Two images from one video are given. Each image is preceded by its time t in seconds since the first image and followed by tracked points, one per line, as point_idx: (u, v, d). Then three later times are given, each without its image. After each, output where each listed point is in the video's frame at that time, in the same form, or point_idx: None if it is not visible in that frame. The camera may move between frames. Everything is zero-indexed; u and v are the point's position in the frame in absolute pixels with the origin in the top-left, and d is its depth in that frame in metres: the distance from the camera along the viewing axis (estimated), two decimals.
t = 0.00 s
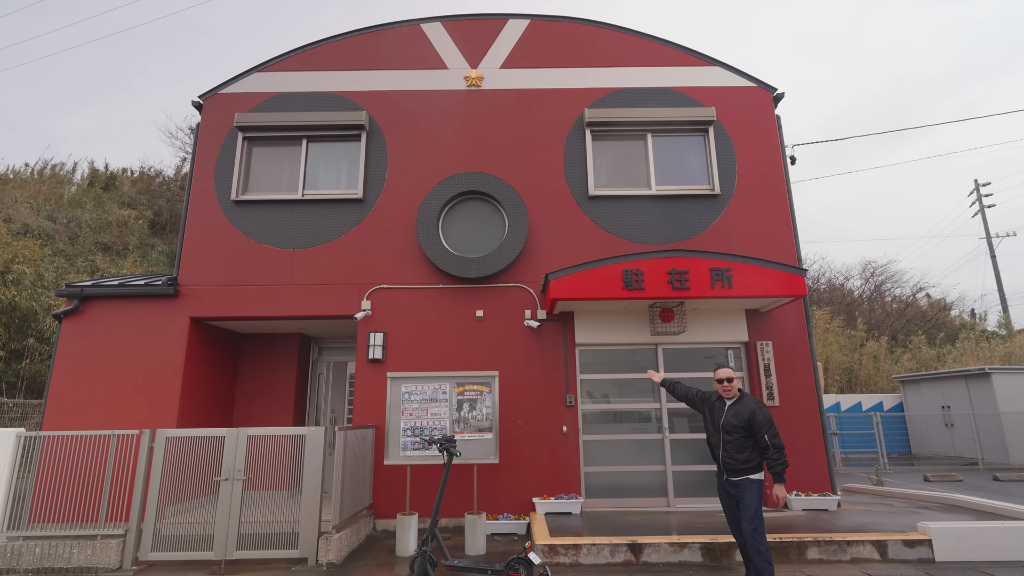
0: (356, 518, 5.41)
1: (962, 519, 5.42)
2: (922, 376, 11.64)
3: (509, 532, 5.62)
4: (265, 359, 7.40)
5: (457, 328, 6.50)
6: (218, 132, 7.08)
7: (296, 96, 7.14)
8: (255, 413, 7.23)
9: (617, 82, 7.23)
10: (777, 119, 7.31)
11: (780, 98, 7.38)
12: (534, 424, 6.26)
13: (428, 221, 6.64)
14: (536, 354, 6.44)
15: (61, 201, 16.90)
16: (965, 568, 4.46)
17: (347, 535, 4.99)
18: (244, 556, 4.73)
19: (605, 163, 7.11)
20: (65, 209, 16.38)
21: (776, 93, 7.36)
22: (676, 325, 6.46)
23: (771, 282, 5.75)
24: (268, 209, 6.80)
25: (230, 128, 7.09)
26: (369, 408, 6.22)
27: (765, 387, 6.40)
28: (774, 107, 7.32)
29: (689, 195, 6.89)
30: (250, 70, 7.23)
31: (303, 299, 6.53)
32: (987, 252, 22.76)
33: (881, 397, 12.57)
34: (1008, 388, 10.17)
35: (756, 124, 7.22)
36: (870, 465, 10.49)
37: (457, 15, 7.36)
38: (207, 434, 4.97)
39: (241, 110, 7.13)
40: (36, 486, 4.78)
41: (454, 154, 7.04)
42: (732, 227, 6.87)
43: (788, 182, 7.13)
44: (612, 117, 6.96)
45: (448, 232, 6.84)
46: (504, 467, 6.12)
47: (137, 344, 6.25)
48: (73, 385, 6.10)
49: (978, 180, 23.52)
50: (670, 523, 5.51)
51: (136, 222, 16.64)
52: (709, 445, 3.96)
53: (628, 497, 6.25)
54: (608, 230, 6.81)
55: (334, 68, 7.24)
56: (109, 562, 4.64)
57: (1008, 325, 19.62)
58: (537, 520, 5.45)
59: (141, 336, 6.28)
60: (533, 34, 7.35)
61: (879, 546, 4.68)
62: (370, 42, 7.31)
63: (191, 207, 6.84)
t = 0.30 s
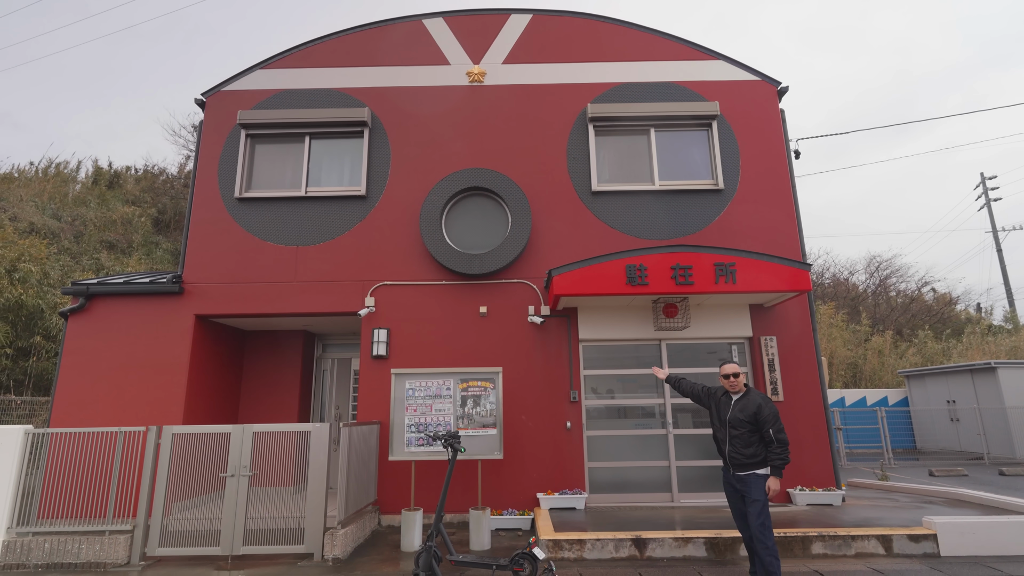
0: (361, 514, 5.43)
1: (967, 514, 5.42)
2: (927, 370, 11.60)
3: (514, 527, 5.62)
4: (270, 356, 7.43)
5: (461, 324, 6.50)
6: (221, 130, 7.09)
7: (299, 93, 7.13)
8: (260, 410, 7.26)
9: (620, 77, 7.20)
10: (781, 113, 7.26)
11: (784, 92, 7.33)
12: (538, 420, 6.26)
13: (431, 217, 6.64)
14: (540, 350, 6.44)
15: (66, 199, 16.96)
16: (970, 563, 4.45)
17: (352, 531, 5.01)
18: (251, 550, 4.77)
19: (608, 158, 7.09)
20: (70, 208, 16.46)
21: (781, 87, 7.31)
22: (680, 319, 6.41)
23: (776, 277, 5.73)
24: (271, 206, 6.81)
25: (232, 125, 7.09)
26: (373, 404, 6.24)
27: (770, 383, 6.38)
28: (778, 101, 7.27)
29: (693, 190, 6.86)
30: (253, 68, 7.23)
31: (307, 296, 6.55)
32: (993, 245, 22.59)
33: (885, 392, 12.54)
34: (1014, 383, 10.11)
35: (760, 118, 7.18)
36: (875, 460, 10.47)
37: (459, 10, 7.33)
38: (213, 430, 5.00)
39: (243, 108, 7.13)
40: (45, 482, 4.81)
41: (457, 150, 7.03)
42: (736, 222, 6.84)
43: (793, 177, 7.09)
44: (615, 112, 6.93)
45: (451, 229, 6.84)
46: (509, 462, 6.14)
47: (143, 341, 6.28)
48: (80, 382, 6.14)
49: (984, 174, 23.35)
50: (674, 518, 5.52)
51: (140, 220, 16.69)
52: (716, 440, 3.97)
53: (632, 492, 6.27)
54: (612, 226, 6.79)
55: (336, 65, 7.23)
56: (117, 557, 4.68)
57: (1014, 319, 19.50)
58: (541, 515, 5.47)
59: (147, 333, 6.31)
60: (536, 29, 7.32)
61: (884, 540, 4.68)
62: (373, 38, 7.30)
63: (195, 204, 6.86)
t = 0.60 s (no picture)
0: (365, 513, 5.45)
1: (972, 512, 5.39)
2: (930, 368, 11.55)
3: (517, 526, 5.61)
4: (273, 355, 7.46)
5: (464, 323, 6.50)
6: (224, 130, 7.10)
7: (301, 93, 7.14)
8: (264, 409, 7.29)
9: (622, 75, 7.18)
10: (784, 111, 7.24)
11: (787, 90, 7.31)
12: (541, 419, 6.27)
13: (434, 216, 6.65)
14: (543, 349, 6.44)
15: (70, 200, 17.02)
16: (975, 561, 4.44)
17: (356, 530, 5.03)
18: (255, 549, 4.78)
19: (610, 156, 7.08)
20: (74, 208, 16.51)
21: (783, 84, 7.28)
22: (683, 318, 6.39)
23: (779, 275, 5.72)
24: (274, 206, 6.83)
25: (235, 125, 7.11)
26: (377, 403, 6.26)
27: (773, 381, 6.37)
28: (781, 99, 7.25)
29: (695, 188, 6.85)
30: (255, 68, 7.24)
31: (310, 296, 6.56)
32: (997, 242, 22.46)
33: (889, 390, 12.50)
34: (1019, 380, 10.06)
35: (763, 116, 7.16)
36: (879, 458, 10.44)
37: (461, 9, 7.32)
38: (217, 430, 5.02)
39: (246, 108, 7.15)
40: (51, 482, 4.84)
41: (459, 149, 7.03)
42: (739, 220, 6.83)
43: (795, 174, 7.07)
44: (617, 110, 6.92)
45: (453, 228, 6.85)
46: (512, 461, 6.14)
47: (147, 341, 6.31)
48: (85, 382, 6.17)
49: (988, 171, 23.22)
50: (677, 516, 5.51)
51: (144, 221, 16.74)
52: (720, 438, 3.96)
53: (635, 491, 6.26)
54: (614, 224, 6.79)
55: (338, 65, 7.23)
56: (123, 556, 4.70)
57: (1019, 317, 19.41)
58: (545, 514, 5.48)
59: (151, 333, 6.34)
60: (537, 28, 7.31)
61: (888, 539, 4.67)
62: (374, 37, 7.31)
63: (198, 205, 6.88)
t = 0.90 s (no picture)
0: (369, 511, 5.46)
1: (978, 512, 5.37)
2: (935, 367, 11.51)
3: (521, 525, 5.62)
4: (277, 354, 7.48)
5: (467, 322, 6.51)
6: (228, 130, 7.12)
7: (305, 92, 7.15)
8: (268, 408, 7.31)
9: (625, 74, 7.17)
10: (788, 109, 7.21)
11: (792, 87, 7.27)
12: (544, 418, 6.27)
13: (437, 215, 6.65)
14: (546, 348, 6.44)
15: (75, 199, 17.10)
16: (980, 562, 4.42)
17: (360, 528, 5.04)
18: (260, 547, 4.80)
19: (613, 155, 7.06)
20: (79, 208, 16.59)
21: (788, 82, 7.25)
22: (687, 317, 6.38)
23: (783, 274, 5.70)
24: (278, 205, 6.84)
25: (239, 125, 7.12)
26: (380, 402, 6.27)
27: (777, 380, 6.35)
28: (785, 97, 7.22)
29: (699, 186, 6.83)
30: (259, 67, 7.25)
31: (314, 295, 6.57)
32: (1003, 242, 22.33)
33: (893, 390, 12.45)
34: None
35: (767, 114, 7.13)
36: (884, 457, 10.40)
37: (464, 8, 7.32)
38: (222, 428, 5.04)
39: (250, 107, 7.16)
40: (57, 479, 4.87)
41: (462, 148, 7.03)
42: (743, 219, 6.81)
43: (800, 173, 7.04)
44: (621, 109, 6.90)
45: (457, 227, 6.85)
46: (515, 460, 6.15)
47: (152, 340, 6.34)
48: (90, 380, 6.20)
49: (994, 170, 23.09)
50: (681, 516, 5.51)
51: (148, 220, 16.81)
52: (725, 438, 3.96)
53: (638, 490, 6.26)
54: (617, 223, 6.77)
55: (341, 64, 7.24)
56: (128, 553, 4.73)
57: None
58: (548, 513, 5.47)
59: (156, 332, 6.36)
60: (540, 26, 7.30)
61: (893, 539, 4.65)
62: (377, 36, 7.31)
63: (202, 204, 6.90)
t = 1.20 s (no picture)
0: (374, 511, 5.47)
1: (987, 514, 5.32)
2: (943, 368, 11.41)
3: (526, 525, 5.62)
4: (282, 353, 7.50)
5: (472, 322, 6.51)
6: (234, 129, 7.14)
7: (310, 92, 7.17)
8: (274, 407, 7.33)
9: (631, 73, 7.14)
10: (795, 108, 7.17)
11: (799, 86, 7.22)
12: (549, 418, 6.26)
13: (442, 213, 6.65)
14: (551, 348, 6.43)
15: (82, 199, 17.22)
16: (989, 564, 4.38)
17: (365, 527, 5.05)
18: (265, 546, 4.82)
19: (619, 154, 7.04)
20: (87, 207, 16.70)
21: (795, 81, 7.21)
22: (693, 316, 6.36)
23: (790, 274, 5.66)
24: (283, 204, 6.86)
25: (244, 124, 7.14)
26: (385, 401, 6.27)
27: (783, 380, 6.32)
28: (792, 96, 7.17)
29: (705, 186, 6.80)
30: (265, 67, 7.27)
31: (319, 294, 6.59)
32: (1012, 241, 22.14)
33: (900, 390, 12.37)
34: None
35: (774, 113, 7.09)
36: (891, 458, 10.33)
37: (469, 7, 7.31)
38: (229, 427, 5.07)
39: (256, 107, 7.18)
40: (65, 477, 4.91)
41: (467, 148, 7.02)
42: (749, 218, 6.77)
43: (806, 172, 6.99)
44: (626, 108, 6.88)
45: (462, 226, 6.84)
46: (520, 460, 6.14)
47: (158, 339, 6.37)
48: (97, 379, 6.24)
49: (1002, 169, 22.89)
50: (686, 516, 5.48)
51: (155, 220, 16.90)
52: (732, 438, 3.94)
53: (644, 490, 6.24)
54: (623, 223, 6.75)
55: (346, 64, 7.25)
56: (135, 551, 4.74)
57: None
58: (553, 513, 5.46)
59: (162, 331, 6.39)
60: (546, 25, 7.29)
61: (901, 540, 4.62)
62: (382, 36, 7.32)
63: (209, 204, 6.93)
